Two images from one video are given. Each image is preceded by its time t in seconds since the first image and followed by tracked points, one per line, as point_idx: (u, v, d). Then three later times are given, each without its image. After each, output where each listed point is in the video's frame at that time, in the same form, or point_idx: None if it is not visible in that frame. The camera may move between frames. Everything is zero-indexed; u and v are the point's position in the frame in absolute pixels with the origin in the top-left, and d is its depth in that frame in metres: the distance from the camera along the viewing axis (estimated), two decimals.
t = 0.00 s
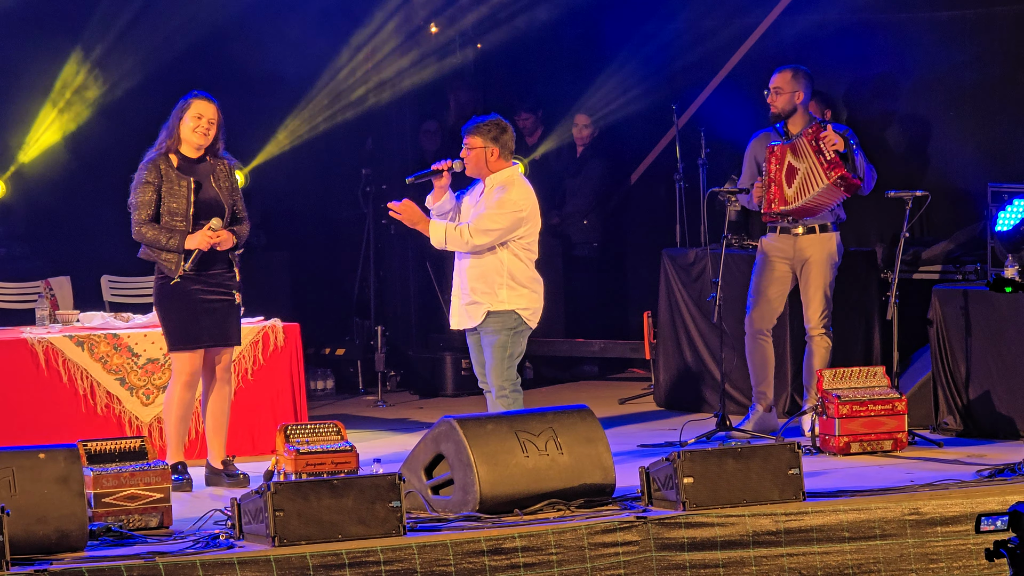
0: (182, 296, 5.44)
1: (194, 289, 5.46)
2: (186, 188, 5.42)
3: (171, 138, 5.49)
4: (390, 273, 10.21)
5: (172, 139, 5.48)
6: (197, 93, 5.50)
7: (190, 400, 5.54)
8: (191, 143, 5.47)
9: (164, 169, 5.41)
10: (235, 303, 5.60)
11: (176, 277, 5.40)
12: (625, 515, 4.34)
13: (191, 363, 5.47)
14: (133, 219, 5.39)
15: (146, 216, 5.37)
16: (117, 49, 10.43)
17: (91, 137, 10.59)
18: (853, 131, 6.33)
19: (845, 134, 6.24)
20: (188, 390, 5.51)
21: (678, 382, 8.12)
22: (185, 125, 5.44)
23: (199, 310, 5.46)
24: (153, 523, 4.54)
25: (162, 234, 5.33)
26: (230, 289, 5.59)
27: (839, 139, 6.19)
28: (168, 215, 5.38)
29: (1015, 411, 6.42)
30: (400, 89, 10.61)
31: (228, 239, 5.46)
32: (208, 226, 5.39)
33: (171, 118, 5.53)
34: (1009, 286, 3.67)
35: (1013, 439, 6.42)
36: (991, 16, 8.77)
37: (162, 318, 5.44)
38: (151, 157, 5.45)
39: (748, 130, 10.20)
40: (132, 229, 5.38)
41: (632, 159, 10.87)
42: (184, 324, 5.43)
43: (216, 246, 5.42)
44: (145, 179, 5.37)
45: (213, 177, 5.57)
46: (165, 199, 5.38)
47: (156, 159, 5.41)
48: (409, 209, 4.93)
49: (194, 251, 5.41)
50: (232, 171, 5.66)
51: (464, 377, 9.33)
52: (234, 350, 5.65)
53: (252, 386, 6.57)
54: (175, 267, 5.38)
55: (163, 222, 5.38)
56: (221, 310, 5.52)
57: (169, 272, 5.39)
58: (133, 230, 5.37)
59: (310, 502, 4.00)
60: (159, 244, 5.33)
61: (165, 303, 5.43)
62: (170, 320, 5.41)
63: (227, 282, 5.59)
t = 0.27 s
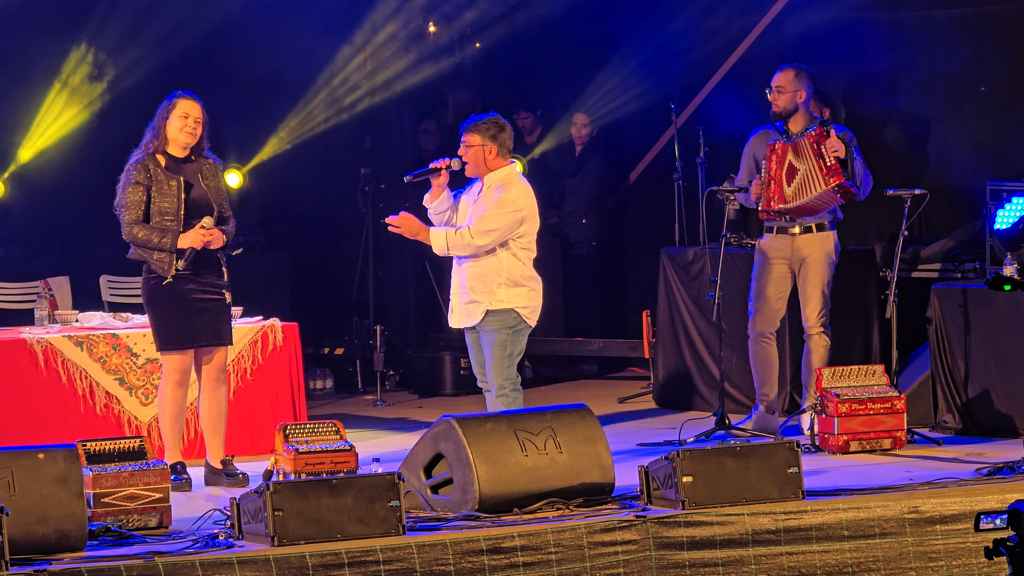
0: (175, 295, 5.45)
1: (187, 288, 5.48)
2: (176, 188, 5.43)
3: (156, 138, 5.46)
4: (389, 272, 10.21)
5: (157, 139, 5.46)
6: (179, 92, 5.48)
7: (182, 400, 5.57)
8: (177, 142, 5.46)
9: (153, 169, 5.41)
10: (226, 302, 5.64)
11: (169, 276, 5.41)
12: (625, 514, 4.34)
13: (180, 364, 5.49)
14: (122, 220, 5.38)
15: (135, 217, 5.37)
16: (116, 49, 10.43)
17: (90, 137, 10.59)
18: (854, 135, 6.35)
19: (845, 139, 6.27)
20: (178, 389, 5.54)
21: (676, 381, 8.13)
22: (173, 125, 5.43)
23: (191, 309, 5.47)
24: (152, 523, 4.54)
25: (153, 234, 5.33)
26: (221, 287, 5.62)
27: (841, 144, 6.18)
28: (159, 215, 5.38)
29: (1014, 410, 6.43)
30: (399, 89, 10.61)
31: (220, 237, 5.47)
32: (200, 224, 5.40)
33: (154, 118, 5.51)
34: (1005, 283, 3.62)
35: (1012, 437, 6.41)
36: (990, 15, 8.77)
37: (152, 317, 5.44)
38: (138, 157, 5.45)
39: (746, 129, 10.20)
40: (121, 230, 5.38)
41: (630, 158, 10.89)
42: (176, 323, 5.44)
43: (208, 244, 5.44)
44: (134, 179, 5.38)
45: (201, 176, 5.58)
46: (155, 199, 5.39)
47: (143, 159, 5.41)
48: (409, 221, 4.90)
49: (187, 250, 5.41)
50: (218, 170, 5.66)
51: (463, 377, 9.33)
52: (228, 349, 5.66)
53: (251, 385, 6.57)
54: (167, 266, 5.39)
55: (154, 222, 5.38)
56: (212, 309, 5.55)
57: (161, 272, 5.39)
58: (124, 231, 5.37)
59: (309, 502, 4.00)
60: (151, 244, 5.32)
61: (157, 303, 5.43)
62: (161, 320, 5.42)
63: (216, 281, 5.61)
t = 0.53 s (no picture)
0: (170, 296, 5.47)
1: (182, 289, 5.49)
2: (170, 190, 5.44)
3: (148, 140, 5.47)
4: (389, 271, 10.22)
5: (149, 141, 5.47)
6: (167, 93, 5.49)
7: (176, 399, 5.61)
8: (169, 144, 5.47)
9: (147, 172, 5.40)
10: (221, 302, 5.64)
11: (164, 278, 5.43)
12: (626, 512, 4.34)
13: (172, 364, 5.53)
14: (116, 223, 5.36)
15: (129, 220, 5.35)
16: (116, 49, 10.43)
17: (90, 137, 10.60)
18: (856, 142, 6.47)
19: (847, 146, 6.37)
20: (172, 387, 5.58)
21: (677, 379, 8.13)
22: (164, 127, 5.43)
23: (185, 310, 5.49)
24: (154, 523, 4.55)
25: (148, 237, 5.33)
26: (215, 288, 5.63)
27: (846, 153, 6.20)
28: (153, 218, 5.38)
29: (1015, 407, 6.43)
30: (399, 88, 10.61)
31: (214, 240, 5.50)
32: (196, 228, 5.43)
33: (144, 120, 5.51)
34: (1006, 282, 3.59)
35: (1012, 434, 6.41)
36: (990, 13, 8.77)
37: (146, 317, 5.47)
38: (131, 159, 5.43)
39: (746, 127, 10.20)
40: (115, 233, 5.36)
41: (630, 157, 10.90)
42: (169, 323, 5.46)
43: (203, 248, 5.46)
44: (128, 182, 5.36)
45: (193, 178, 5.57)
46: (149, 202, 5.39)
47: (136, 161, 5.40)
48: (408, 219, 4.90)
49: (183, 253, 5.44)
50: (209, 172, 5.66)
51: (464, 376, 9.34)
52: (226, 348, 5.66)
53: (252, 384, 6.58)
54: (162, 268, 5.40)
55: (148, 225, 5.38)
56: (207, 310, 5.55)
57: (156, 274, 5.41)
58: (118, 234, 5.35)
59: (310, 501, 4.00)
60: (146, 247, 5.32)
61: (151, 303, 5.46)
62: (155, 320, 5.45)
63: (210, 282, 5.62)
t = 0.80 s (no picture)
0: (164, 295, 5.47)
1: (177, 288, 5.49)
2: (164, 190, 5.44)
3: (142, 139, 5.47)
4: (388, 271, 10.21)
5: (144, 139, 5.47)
6: (160, 91, 5.48)
7: (172, 397, 5.61)
8: (163, 143, 5.47)
9: (141, 171, 5.40)
10: (217, 301, 5.62)
11: (158, 278, 5.43)
12: (625, 512, 4.34)
13: (167, 363, 5.54)
14: (110, 223, 5.39)
15: (123, 220, 5.37)
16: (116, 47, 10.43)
17: (90, 136, 10.60)
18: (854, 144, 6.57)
19: (846, 150, 6.46)
20: (169, 386, 5.59)
21: (676, 379, 8.13)
22: (157, 127, 5.44)
23: (180, 310, 5.49)
24: (152, 522, 4.54)
25: (142, 237, 5.33)
26: (211, 287, 5.62)
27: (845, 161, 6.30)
28: (147, 218, 5.39)
29: (1014, 408, 6.43)
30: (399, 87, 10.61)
31: (208, 239, 5.50)
32: (190, 227, 5.43)
33: (138, 119, 5.51)
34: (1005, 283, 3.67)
35: (1012, 435, 6.40)
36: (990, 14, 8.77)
37: (141, 316, 5.48)
38: (125, 158, 5.44)
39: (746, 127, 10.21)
40: (109, 233, 5.38)
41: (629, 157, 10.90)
42: (163, 322, 5.47)
43: (197, 247, 5.46)
44: (122, 182, 5.37)
45: (188, 177, 5.57)
46: (144, 201, 5.39)
47: (131, 161, 5.41)
48: (406, 209, 4.91)
49: (176, 253, 5.45)
50: (204, 170, 5.66)
51: (463, 375, 9.34)
52: (224, 347, 5.66)
53: (251, 383, 6.58)
54: (156, 268, 5.41)
55: (142, 225, 5.39)
56: (203, 310, 5.54)
57: (150, 274, 5.41)
58: (112, 234, 5.37)
59: (309, 500, 4.00)
60: (139, 247, 5.33)
61: (146, 302, 5.46)
62: (150, 319, 5.46)
63: (205, 281, 5.61)
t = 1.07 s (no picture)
0: (164, 297, 5.47)
1: (176, 290, 5.49)
2: (164, 192, 5.44)
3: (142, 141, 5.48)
4: (390, 272, 10.22)
5: (143, 142, 5.48)
6: (157, 93, 5.48)
7: (174, 399, 5.62)
8: (162, 145, 5.47)
9: (141, 174, 5.41)
10: (218, 302, 5.63)
11: (157, 280, 5.43)
12: (628, 513, 4.34)
13: (168, 364, 5.54)
14: (110, 226, 5.40)
15: (123, 222, 5.38)
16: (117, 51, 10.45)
17: (92, 139, 10.62)
18: (857, 141, 6.56)
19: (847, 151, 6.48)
20: (170, 388, 5.59)
21: (678, 380, 8.13)
22: (155, 129, 5.44)
23: (180, 311, 5.49)
24: (155, 524, 4.54)
25: (141, 239, 5.34)
26: (212, 288, 5.62)
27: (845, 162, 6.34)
28: (147, 220, 5.40)
29: (1017, 408, 6.43)
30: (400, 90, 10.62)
31: (208, 240, 5.49)
32: (189, 229, 5.42)
33: (137, 122, 5.52)
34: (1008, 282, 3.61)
35: (1015, 436, 6.42)
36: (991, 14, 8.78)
37: (141, 317, 5.48)
38: (125, 161, 5.45)
39: (747, 128, 10.21)
40: (109, 235, 5.39)
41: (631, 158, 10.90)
42: (163, 324, 5.47)
43: (196, 248, 5.45)
44: (122, 185, 5.38)
45: (188, 179, 5.57)
46: (143, 204, 5.40)
47: (130, 164, 5.41)
48: (406, 209, 4.91)
49: (175, 254, 5.45)
50: (205, 171, 5.66)
51: (465, 377, 9.34)
52: (228, 348, 5.67)
53: (253, 385, 6.58)
54: (155, 270, 5.41)
55: (142, 227, 5.40)
56: (203, 311, 5.54)
57: (149, 276, 5.41)
58: (111, 237, 5.38)
59: (312, 503, 4.00)
60: (139, 250, 5.34)
61: (146, 304, 5.47)
62: (150, 321, 5.46)
63: (206, 282, 5.61)
